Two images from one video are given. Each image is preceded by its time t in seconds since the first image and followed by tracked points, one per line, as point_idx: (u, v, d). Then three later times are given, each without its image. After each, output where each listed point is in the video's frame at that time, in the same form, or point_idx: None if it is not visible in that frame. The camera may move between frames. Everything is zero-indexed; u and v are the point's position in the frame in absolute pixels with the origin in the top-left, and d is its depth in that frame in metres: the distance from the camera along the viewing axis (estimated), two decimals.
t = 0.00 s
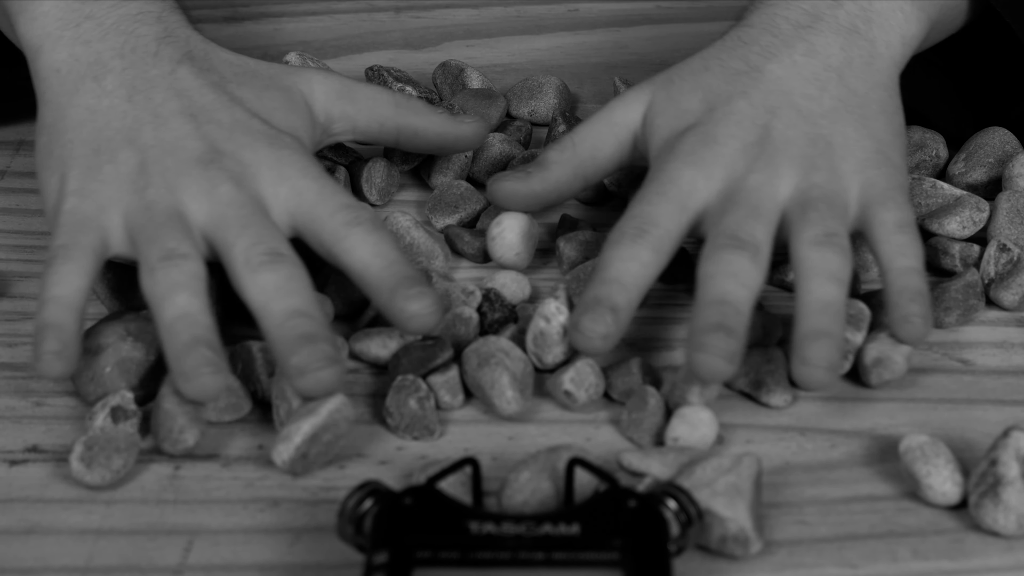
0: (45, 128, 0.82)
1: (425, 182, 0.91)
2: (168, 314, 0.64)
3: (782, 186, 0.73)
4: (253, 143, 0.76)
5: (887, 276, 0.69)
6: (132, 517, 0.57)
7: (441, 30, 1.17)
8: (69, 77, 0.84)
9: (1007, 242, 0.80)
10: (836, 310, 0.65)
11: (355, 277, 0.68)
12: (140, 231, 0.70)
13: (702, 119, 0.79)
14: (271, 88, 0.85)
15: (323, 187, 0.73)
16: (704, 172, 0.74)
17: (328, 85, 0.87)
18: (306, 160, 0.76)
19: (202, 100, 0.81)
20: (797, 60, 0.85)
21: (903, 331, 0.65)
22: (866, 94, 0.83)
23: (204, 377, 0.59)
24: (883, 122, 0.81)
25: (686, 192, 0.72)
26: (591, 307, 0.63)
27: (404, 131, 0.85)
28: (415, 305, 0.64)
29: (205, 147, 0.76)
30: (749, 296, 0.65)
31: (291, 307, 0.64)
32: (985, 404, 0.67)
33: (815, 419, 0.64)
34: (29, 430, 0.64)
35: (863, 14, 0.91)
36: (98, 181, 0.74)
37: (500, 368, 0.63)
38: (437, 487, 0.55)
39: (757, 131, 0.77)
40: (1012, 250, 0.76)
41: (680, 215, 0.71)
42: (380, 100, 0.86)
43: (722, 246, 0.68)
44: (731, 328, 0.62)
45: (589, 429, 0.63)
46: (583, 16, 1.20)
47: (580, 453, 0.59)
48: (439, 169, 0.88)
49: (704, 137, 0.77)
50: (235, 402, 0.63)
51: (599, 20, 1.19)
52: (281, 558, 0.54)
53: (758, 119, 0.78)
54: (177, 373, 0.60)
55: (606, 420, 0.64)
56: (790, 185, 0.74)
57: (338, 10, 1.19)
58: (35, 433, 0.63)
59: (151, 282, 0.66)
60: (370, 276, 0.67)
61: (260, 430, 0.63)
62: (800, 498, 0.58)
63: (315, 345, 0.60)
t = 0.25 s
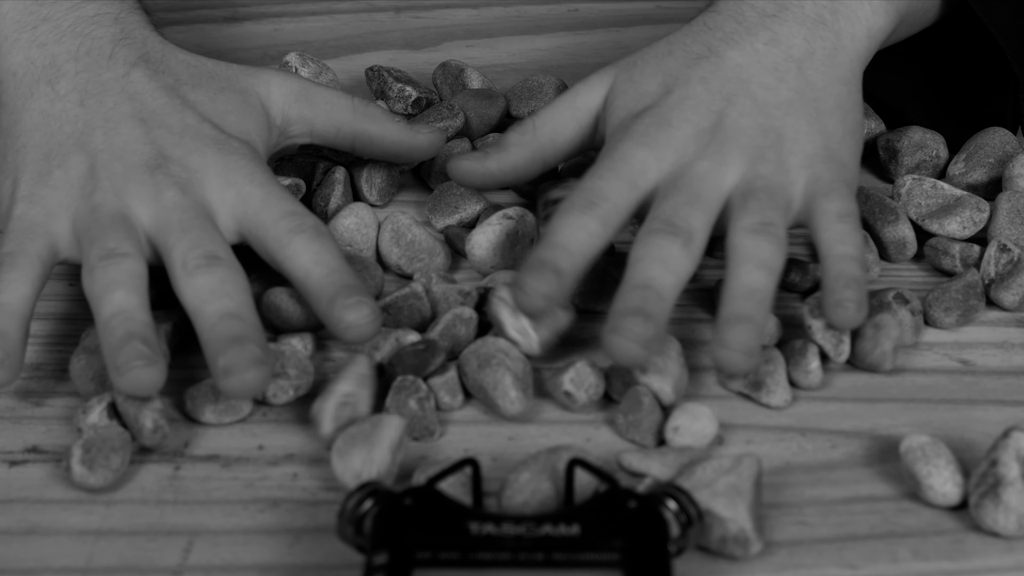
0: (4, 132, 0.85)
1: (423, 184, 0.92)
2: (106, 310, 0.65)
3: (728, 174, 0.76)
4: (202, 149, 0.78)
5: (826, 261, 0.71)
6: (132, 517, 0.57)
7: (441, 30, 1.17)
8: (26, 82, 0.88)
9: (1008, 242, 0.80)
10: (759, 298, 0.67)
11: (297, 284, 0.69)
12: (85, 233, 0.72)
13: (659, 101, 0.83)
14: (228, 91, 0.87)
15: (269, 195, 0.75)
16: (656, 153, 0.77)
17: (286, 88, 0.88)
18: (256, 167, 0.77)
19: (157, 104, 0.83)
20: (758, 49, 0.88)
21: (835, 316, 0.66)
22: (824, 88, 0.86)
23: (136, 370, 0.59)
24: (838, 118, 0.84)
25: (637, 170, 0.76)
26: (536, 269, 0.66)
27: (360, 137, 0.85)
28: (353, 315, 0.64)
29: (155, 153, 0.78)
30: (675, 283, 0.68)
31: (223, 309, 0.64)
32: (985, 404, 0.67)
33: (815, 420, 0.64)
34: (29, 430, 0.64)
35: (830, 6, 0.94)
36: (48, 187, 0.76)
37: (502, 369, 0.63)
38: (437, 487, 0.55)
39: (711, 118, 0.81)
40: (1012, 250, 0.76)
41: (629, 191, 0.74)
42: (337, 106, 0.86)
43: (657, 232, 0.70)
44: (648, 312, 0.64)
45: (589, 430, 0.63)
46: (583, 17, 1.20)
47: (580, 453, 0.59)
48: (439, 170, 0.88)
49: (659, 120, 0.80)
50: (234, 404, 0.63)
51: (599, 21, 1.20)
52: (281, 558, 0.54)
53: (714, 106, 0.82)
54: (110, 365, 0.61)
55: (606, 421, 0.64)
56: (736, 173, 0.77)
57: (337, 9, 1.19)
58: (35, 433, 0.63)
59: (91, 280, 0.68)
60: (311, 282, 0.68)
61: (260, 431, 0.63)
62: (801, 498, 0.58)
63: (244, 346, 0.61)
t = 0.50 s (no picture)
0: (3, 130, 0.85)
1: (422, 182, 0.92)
2: (110, 305, 0.65)
3: (696, 167, 0.80)
4: (200, 144, 0.80)
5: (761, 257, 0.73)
6: (132, 517, 0.57)
7: (441, 30, 1.17)
8: (24, 80, 0.88)
9: (1007, 241, 0.80)
10: (714, 285, 0.69)
11: (298, 279, 0.70)
12: (86, 229, 0.73)
13: (637, 88, 0.87)
14: (224, 87, 0.88)
15: (269, 189, 0.76)
16: (628, 139, 0.81)
17: (283, 80, 0.90)
18: (254, 161, 0.78)
19: (155, 100, 0.84)
20: (740, 43, 0.92)
21: (749, 312, 0.67)
22: (801, 86, 0.89)
23: (142, 360, 0.60)
24: (812, 118, 0.87)
25: (610, 153, 0.79)
26: (498, 232, 0.68)
27: (356, 132, 0.87)
28: (353, 309, 0.65)
29: (153, 149, 0.79)
30: (631, 275, 0.70)
31: (224, 304, 0.65)
32: (985, 404, 0.67)
33: (815, 420, 0.64)
34: (29, 430, 0.64)
35: (815, 4, 0.97)
36: (50, 186, 0.77)
37: (502, 369, 0.63)
38: (437, 486, 0.55)
39: (686, 110, 0.85)
40: (1012, 250, 0.76)
41: (599, 169, 0.78)
42: (334, 99, 0.89)
43: (620, 222, 0.72)
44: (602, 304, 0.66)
45: (589, 430, 0.63)
46: (583, 17, 1.20)
47: (580, 453, 0.59)
48: (440, 169, 0.89)
49: (636, 107, 0.84)
50: (234, 402, 0.63)
51: (599, 21, 1.20)
52: (281, 558, 0.54)
53: (690, 99, 0.85)
54: (116, 359, 0.61)
55: (606, 421, 0.64)
56: (704, 165, 0.80)
57: (337, 9, 1.22)
58: (35, 433, 0.63)
59: (94, 273, 0.68)
60: (312, 276, 0.69)
61: (260, 431, 0.63)
62: (800, 498, 0.58)
63: (244, 341, 0.62)
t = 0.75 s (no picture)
0: (15, 116, 0.86)
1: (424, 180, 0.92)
2: (139, 290, 0.67)
3: (683, 160, 0.81)
4: (214, 126, 0.80)
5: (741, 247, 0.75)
6: (132, 517, 0.57)
7: (441, 30, 1.17)
8: (37, 66, 0.88)
9: (1007, 241, 0.80)
10: (689, 274, 0.71)
11: (316, 258, 0.71)
12: (109, 214, 0.74)
13: (629, 81, 0.88)
14: (234, 70, 0.89)
15: (284, 169, 0.76)
16: (616, 134, 0.82)
17: (292, 64, 0.91)
18: (268, 142, 0.79)
19: (167, 84, 0.85)
20: (733, 38, 0.92)
21: (726, 299, 0.70)
22: (793, 82, 0.90)
23: (179, 349, 0.62)
24: (801, 115, 0.88)
25: (594, 149, 0.81)
26: (467, 241, 0.71)
27: (364, 116, 0.90)
28: (371, 287, 0.66)
29: (169, 133, 0.80)
30: (614, 266, 0.71)
31: (246, 283, 0.66)
32: (985, 403, 0.67)
33: (816, 419, 0.64)
34: (30, 429, 0.64)
35: None
36: (68, 171, 0.78)
37: (502, 369, 0.63)
38: (438, 486, 0.55)
39: (676, 103, 0.86)
40: (1012, 249, 0.76)
41: (582, 164, 0.80)
42: (342, 85, 0.90)
43: (605, 215, 0.74)
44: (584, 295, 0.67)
45: (589, 429, 0.63)
46: (583, 18, 1.20)
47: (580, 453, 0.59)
48: (439, 168, 0.88)
49: (625, 100, 0.85)
50: (235, 401, 0.63)
51: (599, 21, 1.20)
52: (281, 557, 0.54)
53: (681, 92, 0.87)
54: (151, 344, 0.63)
55: (607, 420, 0.64)
56: (691, 159, 0.81)
57: (337, 10, 1.22)
58: (35, 433, 0.63)
59: (122, 259, 0.70)
60: (330, 255, 0.70)
61: (261, 430, 0.63)
62: (800, 497, 0.58)
63: (267, 318, 0.63)
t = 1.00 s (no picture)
0: (28, 97, 0.87)
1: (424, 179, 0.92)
2: (165, 270, 0.69)
3: (688, 143, 0.82)
4: (227, 105, 0.82)
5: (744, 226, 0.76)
6: (132, 517, 0.57)
7: (441, 30, 1.17)
8: (49, 47, 0.89)
9: (1007, 241, 0.80)
10: (687, 260, 0.72)
11: (330, 228, 0.74)
12: (130, 192, 0.76)
13: (636, 66, 0.89)
14: (244, 49, 0.91)
15: (297, 144, 0.79)
16: (622, 116, 0.84)
17: (300, 43, 0.93)
18: (280, 119, 0.82)
19: (179, 63, 0.87)
20: (740, 26, 0.92)
21: (728, 274, 0.71)
22: (798, 69, 0.90)
23: (206, 331, 0.64)
24: (806, 101, 0.88)
25: (599, 128, 0.82)
26: (471, 204, 0.72)
27: (373, 93, 0.92)
28: (385, 257, 0.68)
29: (183, 111, 0.82)
30: (616, 249, 0.73)
31: (266, 251, 0.69)
32: (985, 404, 0.67)
33: (816, 420, 0.64)
34: (30, 430, 0.64)
35: None
36: (86, 150, 0.80)
37: (502, 369, 0.63)
38: (438, 486, 0.55)
39: (682, 87, 0.87)
40: (1012, 250, 0.76)
41: (585, 143, 0.81)
42: (350, 63, 0.92)
43: (609, 197, 0.75)
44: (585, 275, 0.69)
45: (589, 429, 0.63)
46: (583, 17, 1.20)
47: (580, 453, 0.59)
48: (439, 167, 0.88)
49: (632, 83, 0.87)
50: (235, 401, 0.63)
51: (599, 21, 1.20)
52: (281, 558, 0.54)
53: (688, 77, 0.87)
54: (179, 326, 0.65)
55: (607, 421, 0.64)
56: (696, 142, 0.82)
57: (337, 10, 1.22)
58: (35, 433, 0.63)
59: (145, 238, 0.72)
60: (344, 227, 0.73)
61: (261, 430, 0.63)
62: (800, 498, 0.58)
63: (288, 283, 0.66)
